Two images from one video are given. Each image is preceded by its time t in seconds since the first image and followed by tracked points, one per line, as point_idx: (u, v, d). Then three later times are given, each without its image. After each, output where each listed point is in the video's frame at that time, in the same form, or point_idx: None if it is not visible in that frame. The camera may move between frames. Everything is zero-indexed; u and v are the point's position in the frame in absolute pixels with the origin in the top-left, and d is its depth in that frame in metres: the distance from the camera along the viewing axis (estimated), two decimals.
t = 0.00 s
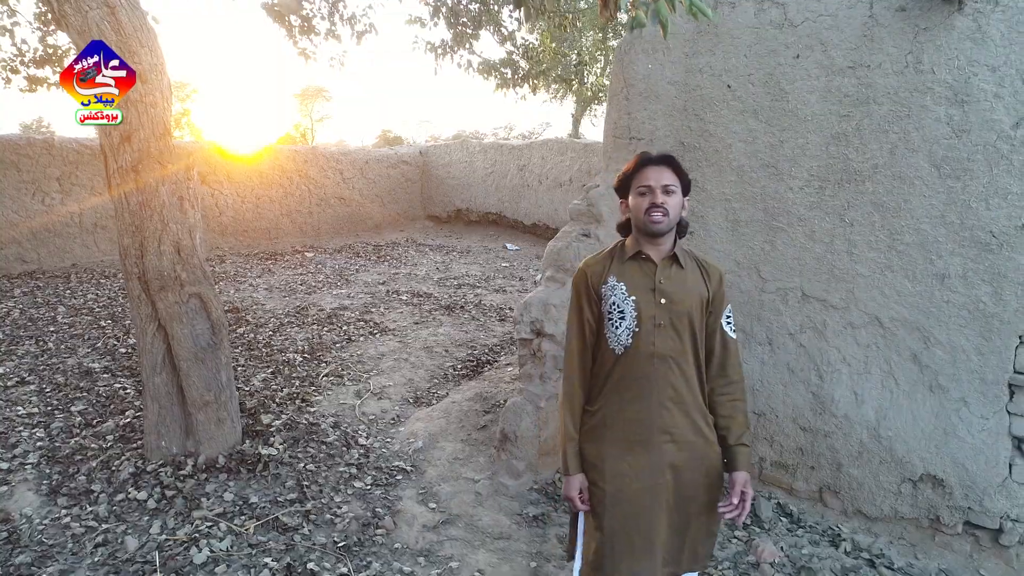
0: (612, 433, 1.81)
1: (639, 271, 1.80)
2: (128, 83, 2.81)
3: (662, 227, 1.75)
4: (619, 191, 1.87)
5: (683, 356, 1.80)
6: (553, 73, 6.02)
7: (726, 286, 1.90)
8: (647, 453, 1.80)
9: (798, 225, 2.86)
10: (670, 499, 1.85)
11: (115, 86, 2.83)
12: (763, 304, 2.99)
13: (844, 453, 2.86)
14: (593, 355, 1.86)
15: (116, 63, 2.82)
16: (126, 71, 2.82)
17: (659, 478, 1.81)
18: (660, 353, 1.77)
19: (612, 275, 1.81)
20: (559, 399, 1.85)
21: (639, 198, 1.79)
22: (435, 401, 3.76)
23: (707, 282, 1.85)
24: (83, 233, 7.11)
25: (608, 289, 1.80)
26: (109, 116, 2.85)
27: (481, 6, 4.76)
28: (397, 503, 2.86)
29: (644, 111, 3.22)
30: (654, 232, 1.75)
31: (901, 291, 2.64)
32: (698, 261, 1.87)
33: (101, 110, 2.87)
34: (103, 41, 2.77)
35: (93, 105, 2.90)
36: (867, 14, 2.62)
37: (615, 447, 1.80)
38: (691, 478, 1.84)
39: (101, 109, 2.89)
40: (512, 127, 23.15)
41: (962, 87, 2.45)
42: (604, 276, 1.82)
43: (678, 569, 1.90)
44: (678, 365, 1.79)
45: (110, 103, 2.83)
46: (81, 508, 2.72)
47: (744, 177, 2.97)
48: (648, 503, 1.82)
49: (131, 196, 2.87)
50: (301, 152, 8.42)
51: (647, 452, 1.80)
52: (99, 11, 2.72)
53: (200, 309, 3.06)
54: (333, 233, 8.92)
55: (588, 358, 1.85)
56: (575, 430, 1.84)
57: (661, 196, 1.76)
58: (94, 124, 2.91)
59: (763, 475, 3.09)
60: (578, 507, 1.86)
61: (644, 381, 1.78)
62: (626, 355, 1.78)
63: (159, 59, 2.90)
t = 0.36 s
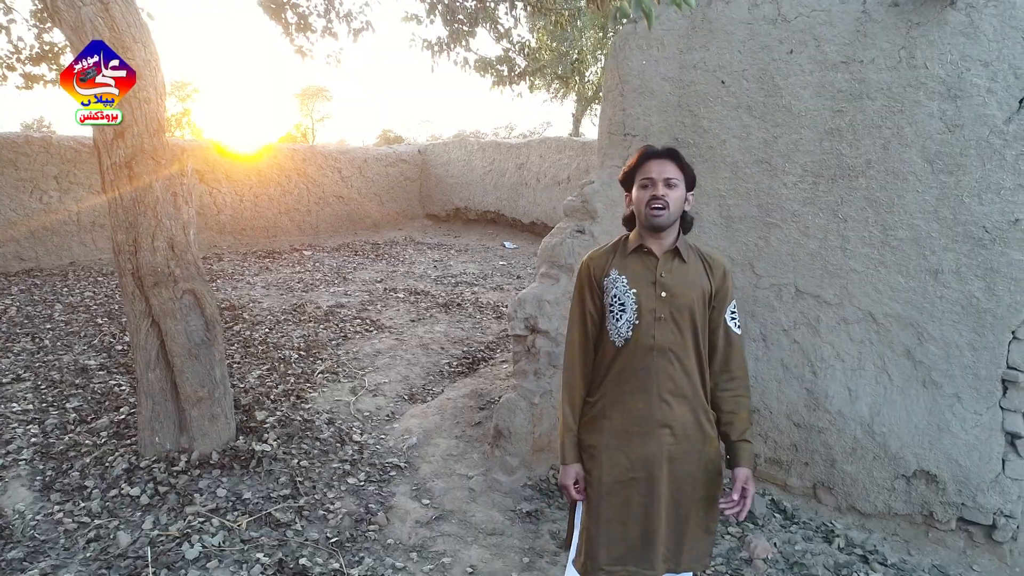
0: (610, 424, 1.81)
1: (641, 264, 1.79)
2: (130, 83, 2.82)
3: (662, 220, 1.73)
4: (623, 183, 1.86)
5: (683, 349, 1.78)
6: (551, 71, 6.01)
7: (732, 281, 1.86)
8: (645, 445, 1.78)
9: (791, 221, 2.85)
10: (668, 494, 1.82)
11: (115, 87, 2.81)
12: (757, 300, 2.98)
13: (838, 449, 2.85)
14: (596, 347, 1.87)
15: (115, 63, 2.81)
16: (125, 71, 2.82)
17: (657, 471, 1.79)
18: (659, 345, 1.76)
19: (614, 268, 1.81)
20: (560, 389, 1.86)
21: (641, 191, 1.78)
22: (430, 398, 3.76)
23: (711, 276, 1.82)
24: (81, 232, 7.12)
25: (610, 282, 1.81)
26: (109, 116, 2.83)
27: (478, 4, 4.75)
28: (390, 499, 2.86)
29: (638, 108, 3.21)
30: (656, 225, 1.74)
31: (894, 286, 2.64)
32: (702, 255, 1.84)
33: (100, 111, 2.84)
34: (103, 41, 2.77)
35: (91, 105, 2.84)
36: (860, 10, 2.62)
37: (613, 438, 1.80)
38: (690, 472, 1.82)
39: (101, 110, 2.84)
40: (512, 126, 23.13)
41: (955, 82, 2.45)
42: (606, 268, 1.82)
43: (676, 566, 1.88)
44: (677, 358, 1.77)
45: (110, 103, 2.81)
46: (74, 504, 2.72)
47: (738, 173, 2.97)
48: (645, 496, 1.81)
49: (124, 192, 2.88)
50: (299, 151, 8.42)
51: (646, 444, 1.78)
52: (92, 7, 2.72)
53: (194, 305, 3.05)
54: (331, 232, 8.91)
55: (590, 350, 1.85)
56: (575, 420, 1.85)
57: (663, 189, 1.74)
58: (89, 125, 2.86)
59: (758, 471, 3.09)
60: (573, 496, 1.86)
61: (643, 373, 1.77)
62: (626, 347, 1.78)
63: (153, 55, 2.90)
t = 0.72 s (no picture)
0: (607, 424, 1.81)
1: (641, 266, 1.79)
2: (130, 82, 2.82)
3: (663, 221, 1.73)
4: (624, 185, 1.86)
5: (682, 351, 1.78)
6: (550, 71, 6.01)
7: (733, 284, 1.86)
8: (641, 446, 1.79)
9: (786, 221, 2.86)
10: (662, 494, 1.83)
11: (115, 87, 2.81)
12: (753, 300, 2.99)
13: (833, 450, 2.86)
14: (596, 347, 1.87)
15: (116, 63, 2.82)
16: (126, 72, 2.83)
17: (652, 471, 1.80)
18: (658, 347, 1.76)
19: (615, 269, 1.81)
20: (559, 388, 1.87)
21: (643, 192, 1.78)
22: (427, 398, 3.76)
23: (711, 279, 1.82)
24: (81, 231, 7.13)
25: (610, 283, 1.81)
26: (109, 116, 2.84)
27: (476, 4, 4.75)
28: (386, 499, 2.87)
29: (634, 108, 3.22)
30: (656, 226, 1.74)
31: (888, 287, 2.64)
32: (703, 258, 1.84)
33: (100, 111, 2.83)
34: (103, 41, 2.78)
35: (91, 105, 2.83)
36: (854, 10, 2.61)
37: (610, 438, 1.80)
38: (685, 474, 1.82)
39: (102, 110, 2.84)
40: (513, 126, 23.12)
41: (949, 82, 2.43)
42: (607, 269, 1.82)
43: (668, 564, 1.90)
44: (676, 360, 1.77)
45: (110, 103, 2.82)
46: (71, 504, 2.74)
47: (734, 173, 2.97)
48: (640, 497, 1.81)
49: (121, 193, 2.89)
50: (299, 151, 8.43)
51: (642, 444, 1.79)
52: (88, 8, 2.73)
53: (191, 305, 3.07)
54: (331, 232, 8.92)
55: (590, 350, 1.85)
56: (573, 420, 1.85)
57: (664, 191, 1.74)
58: (89, 126, 2.86)
59: (753, 471, 3.10)
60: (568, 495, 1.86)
61: (642, 374, 1.77)
62: (625, 348, 1.78)
63: (150, 56, 2.91)
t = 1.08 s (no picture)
0: (598, 433, 1.83)
1: (629, 276, 1.81)
2: (129, 83, 2.86)
3: (652, 232, 1.76)
4: (612, 197, 1.88)
5: (669, 360, 1.81)
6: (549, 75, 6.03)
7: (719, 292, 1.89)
8: (632, 454, 1.81)
9: (781, 227, 2.88)
10: (651, 501, 1.87)
11: (115, 87, 2.86)
12: (748, 306, 3.02)
13: (827, 454, 2.88)
14: (585, 356, 1.89)
15: (116, 63, 2.86)
16: (126, 71, 2.87)
17: (641, 479, 1.83)
18: (647, 356, 1.79)
19: (603, 279, 1.82)
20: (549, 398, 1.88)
21: (631, 203, 1.80)
22: (426, 402, 3.79)
23: (698, 287, 1.84)
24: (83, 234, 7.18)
25: (599, 293, 1.83)
26: (108, 116, 2.88)
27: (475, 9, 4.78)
28: (384, 503, 2.90)
29: (631, 114, 3.26)
30: (645, 237, 1.77)
31: (881, 293, 2.67)
32: (690, 267, 1.87)
33: (100, 111, 2.89)
34: (104, 41, 2.81)
35: (91, 105, 2.91)
36: (848, 18, 2.63)
37: (600, 447, 1.82)
38: (673, 480, 1.86)
39: (101, 109, 2.88)
40: (516, 127, 23.15)
41: (941, 91, 2.45)
42: (596, 279, 1.84)
43: (657, 569, 1.94)
44: (664, 368, 1.80)
45: (110, 103, 2.87)
46: (73, 507, 2.77)
47: (729, 180, 3.00)
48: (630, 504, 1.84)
49: (122, 199, 2.92)
50: (301, 153, 8.47)
51: (632, 452, 1.81)
52: (90, 16, 2.76)
53: (192, 310, 3.10)
54: (333, 234, 8.96)
55: (579, 359, 1.87)
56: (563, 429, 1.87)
57: (651, 202, 1.77)
58: (88, 125, 2.93)
59: (749, 475, 3.12)
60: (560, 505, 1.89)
61: (631, 383, 1.80)
62: (615, 357, 1.80)
63: (151, 64, 2.95)
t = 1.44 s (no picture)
0: (566, 437, 1.85)
1: (595, 280, 1.84)
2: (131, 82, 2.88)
3: (615, 236, 1.80)
4: (576, 202, 1.92)
5: (636, 363, 1.83)
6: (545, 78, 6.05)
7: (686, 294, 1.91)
8: (599, 458, 1.84)
9: (769, 231, 2.90)
10: (620, 504, 1.89)
11: (116, 87, 2.86)
12: (738, 310, 3.04)
13: (815, 457, 2.90)
14: (553, 361, 1.91)
15: (116, 63, 2.87)
16: (126, 71, 2.89)
17: (610, 481, 1.86)
18: (614, 359, 1.81)
19: (569, 284, 1.85)
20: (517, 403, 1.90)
21: (595, 208, 1.84)
22: (419, 404, 3.81)
23: (664, 291, 1.86)
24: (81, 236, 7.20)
25: (566, 298, 1.85)
26: (109, 116, 2.88)
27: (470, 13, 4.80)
28: (375, 505, 2.92)
29: (622, 119, 3.28)
30: (609, 241, 1.81)
31: (868, 298, 2.69)
32: (656, 270, 1.89)
33: (100, 111, 2.87)
34: (103, 41, 2.84)
35: (91, 105, 2.85)
36: (835, 25, 2.64)
37: (568, 451, 1.85)
38: (640, 481, 1.89)
39: (102, 109, 2.86)
40: (515, 127, 23.15)
41: (926, 97, 2.46)
42: (563, 284, 1.86)
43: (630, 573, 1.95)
44: (631, 372, 1.82)
45: (110, 103, 2.87)
46: (65, 510, 2.80)
47: (718, 184, 3.02)
48: (599, 507, 1.87)
49: (116, 204, 2.95)
50: (299, 155, 8.49)
51: (599, 455, 1.84)
52: (84, 22, 2.79)
53: (185, 313, 3.12)
54: (330, 235, 8.97)
55: (547, 364, 1.89)
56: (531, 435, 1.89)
57: (614, 205, 1.81)
58: (88, 126, 2.88)
59: (738, 477, 3.14)
60: (531, 511, 1.91)
61: (599, 386, 1.82)
62: (582, 361, 1.83)
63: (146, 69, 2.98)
